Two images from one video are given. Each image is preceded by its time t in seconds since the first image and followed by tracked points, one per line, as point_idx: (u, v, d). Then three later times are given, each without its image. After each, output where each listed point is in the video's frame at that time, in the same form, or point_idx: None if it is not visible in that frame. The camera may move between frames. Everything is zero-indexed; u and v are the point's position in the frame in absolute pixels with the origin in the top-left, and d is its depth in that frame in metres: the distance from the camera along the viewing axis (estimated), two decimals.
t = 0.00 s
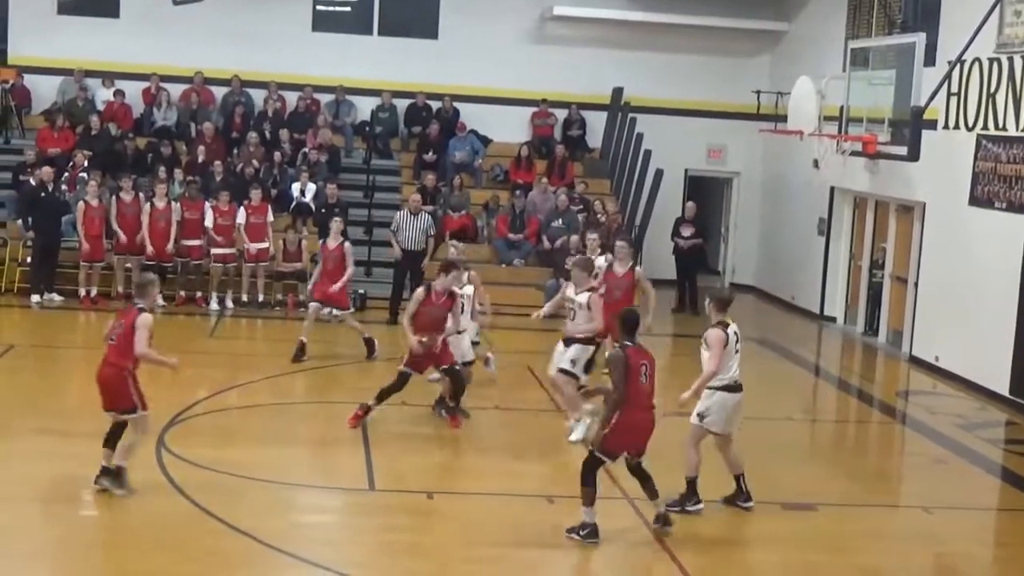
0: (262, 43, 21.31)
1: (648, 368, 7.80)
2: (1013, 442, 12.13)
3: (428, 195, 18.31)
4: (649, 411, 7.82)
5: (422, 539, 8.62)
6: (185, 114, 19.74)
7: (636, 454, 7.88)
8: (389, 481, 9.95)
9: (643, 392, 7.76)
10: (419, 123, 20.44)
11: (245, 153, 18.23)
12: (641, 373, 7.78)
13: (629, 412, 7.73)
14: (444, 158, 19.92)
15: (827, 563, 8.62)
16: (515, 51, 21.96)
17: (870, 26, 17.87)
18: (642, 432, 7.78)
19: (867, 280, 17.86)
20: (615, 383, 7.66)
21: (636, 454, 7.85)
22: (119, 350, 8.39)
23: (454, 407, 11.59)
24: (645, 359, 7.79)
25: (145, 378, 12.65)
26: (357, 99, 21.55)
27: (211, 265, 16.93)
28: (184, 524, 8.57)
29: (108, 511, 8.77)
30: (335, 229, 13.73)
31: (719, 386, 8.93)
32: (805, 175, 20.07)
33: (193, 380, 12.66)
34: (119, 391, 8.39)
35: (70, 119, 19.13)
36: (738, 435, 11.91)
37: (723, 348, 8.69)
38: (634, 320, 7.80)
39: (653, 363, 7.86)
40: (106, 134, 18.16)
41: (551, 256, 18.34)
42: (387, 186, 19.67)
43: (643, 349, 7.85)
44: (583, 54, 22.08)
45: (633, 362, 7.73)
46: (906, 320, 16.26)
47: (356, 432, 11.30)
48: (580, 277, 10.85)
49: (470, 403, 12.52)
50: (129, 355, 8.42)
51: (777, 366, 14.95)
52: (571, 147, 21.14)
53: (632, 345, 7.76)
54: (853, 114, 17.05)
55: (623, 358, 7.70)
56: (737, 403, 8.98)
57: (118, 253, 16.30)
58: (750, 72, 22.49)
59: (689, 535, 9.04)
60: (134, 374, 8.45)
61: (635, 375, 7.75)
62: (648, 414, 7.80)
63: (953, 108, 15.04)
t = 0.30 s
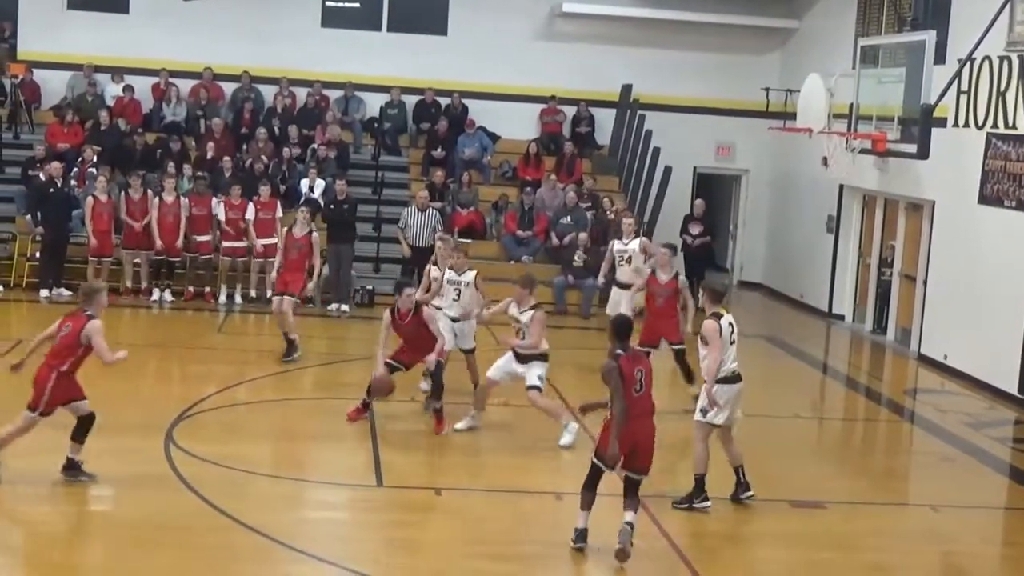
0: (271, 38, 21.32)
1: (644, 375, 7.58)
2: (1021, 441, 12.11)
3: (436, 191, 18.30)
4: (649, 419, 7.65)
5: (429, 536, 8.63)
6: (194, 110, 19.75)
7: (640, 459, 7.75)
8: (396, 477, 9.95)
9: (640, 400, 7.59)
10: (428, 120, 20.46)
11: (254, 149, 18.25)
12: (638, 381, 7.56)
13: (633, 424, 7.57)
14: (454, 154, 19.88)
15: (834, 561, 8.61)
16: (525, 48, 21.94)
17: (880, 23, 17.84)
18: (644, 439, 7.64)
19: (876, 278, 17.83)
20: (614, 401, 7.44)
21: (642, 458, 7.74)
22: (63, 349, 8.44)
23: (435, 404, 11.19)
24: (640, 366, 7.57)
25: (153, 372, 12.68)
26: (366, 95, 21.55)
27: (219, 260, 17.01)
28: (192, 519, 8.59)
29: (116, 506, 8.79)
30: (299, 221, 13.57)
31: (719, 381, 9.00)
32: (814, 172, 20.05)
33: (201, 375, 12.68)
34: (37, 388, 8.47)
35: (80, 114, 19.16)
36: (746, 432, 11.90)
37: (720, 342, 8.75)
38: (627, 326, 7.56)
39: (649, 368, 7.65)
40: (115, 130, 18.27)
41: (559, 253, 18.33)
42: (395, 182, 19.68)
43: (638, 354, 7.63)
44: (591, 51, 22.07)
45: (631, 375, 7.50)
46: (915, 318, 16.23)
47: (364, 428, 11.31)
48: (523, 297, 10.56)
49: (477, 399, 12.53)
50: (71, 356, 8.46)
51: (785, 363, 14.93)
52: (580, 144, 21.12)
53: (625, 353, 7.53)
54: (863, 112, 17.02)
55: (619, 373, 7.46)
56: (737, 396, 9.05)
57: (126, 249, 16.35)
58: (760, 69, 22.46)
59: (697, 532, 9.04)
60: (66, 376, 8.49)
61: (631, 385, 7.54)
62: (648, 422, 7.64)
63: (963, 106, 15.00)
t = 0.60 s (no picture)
0: (275, 37, 21.33)
1: (676, 386, 7.15)
2: None
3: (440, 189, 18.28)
4: (680, 434, 7.20)
5: (435, 533, 8.64)
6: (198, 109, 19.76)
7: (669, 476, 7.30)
8: (401, 475, 9.97)
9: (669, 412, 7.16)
10: (432, 118, 20.47)
11: (259, 148, 18.26)
12: (668, 392, 7.14)
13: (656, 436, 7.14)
14: (458, 152, 19.99)
15: (840, 557, 8.62)
16: (529, 45, 21.94)
17: (885, 19, 17.83)
18: (670, 454, 7.19)
19: (880, 274, 17.83)
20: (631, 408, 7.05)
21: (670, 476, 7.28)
22: (9, 339, 8.38)
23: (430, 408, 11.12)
24: (673, 377, 7.15)
25: (158, 371, 12.70)
26: (370, 93, 21.56)
27: (225, 258, 17.00)
28: (199, 517, 8.61)
29: (123, 503, 8.81)
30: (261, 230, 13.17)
31: (726, 381, 9.02)
32: (818, 169, 20.05)
33: (207, 374, 12.69)
34: None
35: (84, 112, 19.18)
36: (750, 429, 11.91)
37: (726, 340, 8.83)
38: (661, 335, 7.16)
39: (685, 380, 7.20)
40: (119, 129, 18.26)
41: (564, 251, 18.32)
42: (400, 180, 19.67)
43: (675, 364, 7.20)
44: (596, 49, 22.07)
45: (656, 383, 7.10)
46: (920, 316, 16.23)
47: (369, 426, 11.32)
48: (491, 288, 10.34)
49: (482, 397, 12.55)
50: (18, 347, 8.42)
51: (791, 360, 14.93)
52: (584, 141, 21.09)
53: (654, 361, 7.14)
54: (867, 109, 17.03)
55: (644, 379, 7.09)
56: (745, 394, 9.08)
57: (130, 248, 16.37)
58: (764, 66, 22.46)
59: (702, 529, 9.04)
60: (19, 365, 8.49)
61: (660, 396, 7.13)
62: (677, 436, 7.19)
63: (968, 103, 15.00)
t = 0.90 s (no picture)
0: (269, 35, 21.31)
1: (713, 401, 6.71)
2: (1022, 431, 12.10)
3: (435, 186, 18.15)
4: (721, 452, 6.74)
5: (434, 532, 8.61)
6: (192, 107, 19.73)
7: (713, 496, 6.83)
8: (397, 473, 9.94)
9: (708, 429, 6.70)
10: (427, 116, 20.44)
11: (253, 146, 18.24)
12: (704, 407, 6.70)
13: (694, 454, 6.68)
14: (452, 150, 19.95)
15: (837, 553, 8.61)
16: (523, 42, 21.91)
17: (879, 14, 17.82)
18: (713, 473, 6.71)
19: (876, 270, 17.82)
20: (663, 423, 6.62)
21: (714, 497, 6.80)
22: None
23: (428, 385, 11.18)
24: (710, 391, 6.71)
25: (152, 370, 12.67)
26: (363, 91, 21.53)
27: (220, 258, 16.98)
28: (196, 517, 8.59)
29: (119, 503, 8.78)
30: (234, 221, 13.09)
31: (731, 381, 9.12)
32: (814, 165, 20.03)
33: (201, 373, 12.67)
34: None
35: (77, 111, 19.16)
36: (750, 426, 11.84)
37: (729, 338, 8.69)
38: (700, 347, 6.72)
39: (724, 395, 6.75)
40: (113, 128, 18.23)
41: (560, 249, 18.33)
42: (394, 177, 19.65)
43: (712, 378, 6.76)
44: (591, 45, 22.04)
45: (691, 398, 6.67)
46: (916, 311, 16.21)
47: (365, 424, 11.29)
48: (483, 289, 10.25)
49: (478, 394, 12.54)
50: None
51: (786, 356, 14.92)
52: (579, 137, 21.06)
53: (689, 375, 6.70)
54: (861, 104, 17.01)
55: (677, 394, 6.67)
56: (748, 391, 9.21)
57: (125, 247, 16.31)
58: (759, 62, 22.42)
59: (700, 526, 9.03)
60: None
61: (696, 411, 6.69)
62: (718, 453, 6.72)
63: (963, 97, 14.97)
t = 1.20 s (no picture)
0: (164, 26, 20.99)
1: (656, 390, 6.45)
2: (918, 415, 12.26)
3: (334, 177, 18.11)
4: (670, 442, 6.43)
5: (334, 527, 8.52)
6: (84, 99, 19.38)
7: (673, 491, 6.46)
8: (294, 469, 9.82)
9: (652, 418, 6.42)
10: (326, 108, 20.20)
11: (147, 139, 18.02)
12: (646, 395, 6.45)
13: (638, 441, 6.41)
14: (353, 141, 19.83)
15: (737, 539, 8.65)
16: (423, 32, 21.78)
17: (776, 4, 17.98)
18: (659, 464, 6.38)
19: (775, 258, 17.99)
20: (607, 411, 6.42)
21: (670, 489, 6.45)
22: None
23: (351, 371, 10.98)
24: (651, 379, 6.46)
25: (43, 368, 12.40)
26: (260, 82, 21.28)
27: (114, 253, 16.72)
28: (90, 517, 8.41)
29: (9, 505, 8.57)
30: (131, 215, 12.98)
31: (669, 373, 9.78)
32: (714, 154, 20.17)
33: (94, 370, 12.43)
34: None
35: None
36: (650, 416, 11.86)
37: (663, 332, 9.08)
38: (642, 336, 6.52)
39: (670, 384, 6.47)
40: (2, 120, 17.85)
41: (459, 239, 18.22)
42: (292, 169, 19.41)
43: (658, 369, 6.52)
44: (492, 35, 21.99)
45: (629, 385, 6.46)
46: (814, 299, 16.39)
47: (262, 420, 11.15)
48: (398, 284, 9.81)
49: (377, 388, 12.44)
50: None
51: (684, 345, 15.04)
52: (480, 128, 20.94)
53: (630, 364, 6.50)
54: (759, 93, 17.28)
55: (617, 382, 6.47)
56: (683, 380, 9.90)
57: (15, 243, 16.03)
58: (660, 51, 22.50)
59: (601, 516, 9.02)
60: None
61: (638, 400, 6.45)
62: (665, 442, 6.41)
63: (857, 86, 15.13)
